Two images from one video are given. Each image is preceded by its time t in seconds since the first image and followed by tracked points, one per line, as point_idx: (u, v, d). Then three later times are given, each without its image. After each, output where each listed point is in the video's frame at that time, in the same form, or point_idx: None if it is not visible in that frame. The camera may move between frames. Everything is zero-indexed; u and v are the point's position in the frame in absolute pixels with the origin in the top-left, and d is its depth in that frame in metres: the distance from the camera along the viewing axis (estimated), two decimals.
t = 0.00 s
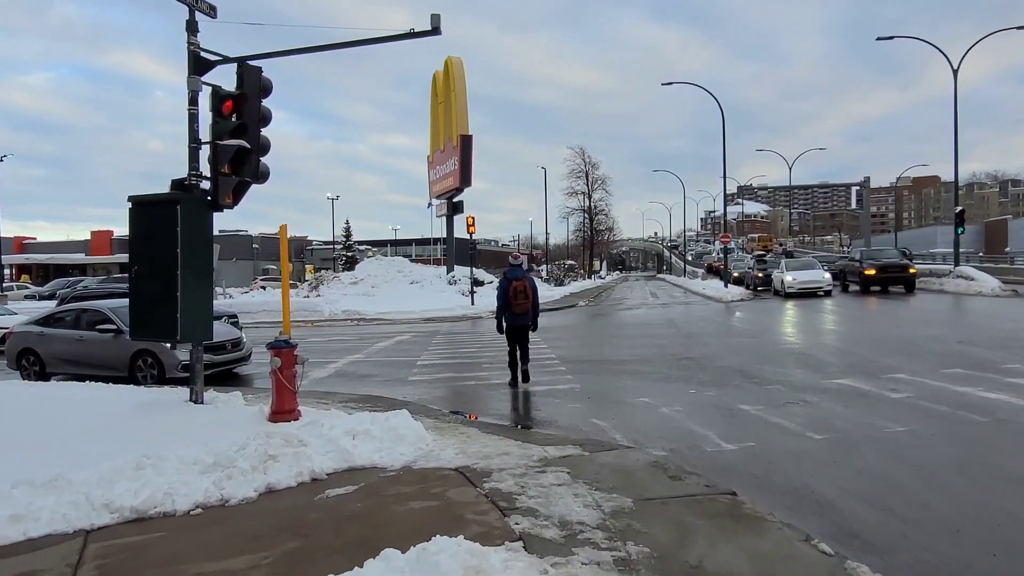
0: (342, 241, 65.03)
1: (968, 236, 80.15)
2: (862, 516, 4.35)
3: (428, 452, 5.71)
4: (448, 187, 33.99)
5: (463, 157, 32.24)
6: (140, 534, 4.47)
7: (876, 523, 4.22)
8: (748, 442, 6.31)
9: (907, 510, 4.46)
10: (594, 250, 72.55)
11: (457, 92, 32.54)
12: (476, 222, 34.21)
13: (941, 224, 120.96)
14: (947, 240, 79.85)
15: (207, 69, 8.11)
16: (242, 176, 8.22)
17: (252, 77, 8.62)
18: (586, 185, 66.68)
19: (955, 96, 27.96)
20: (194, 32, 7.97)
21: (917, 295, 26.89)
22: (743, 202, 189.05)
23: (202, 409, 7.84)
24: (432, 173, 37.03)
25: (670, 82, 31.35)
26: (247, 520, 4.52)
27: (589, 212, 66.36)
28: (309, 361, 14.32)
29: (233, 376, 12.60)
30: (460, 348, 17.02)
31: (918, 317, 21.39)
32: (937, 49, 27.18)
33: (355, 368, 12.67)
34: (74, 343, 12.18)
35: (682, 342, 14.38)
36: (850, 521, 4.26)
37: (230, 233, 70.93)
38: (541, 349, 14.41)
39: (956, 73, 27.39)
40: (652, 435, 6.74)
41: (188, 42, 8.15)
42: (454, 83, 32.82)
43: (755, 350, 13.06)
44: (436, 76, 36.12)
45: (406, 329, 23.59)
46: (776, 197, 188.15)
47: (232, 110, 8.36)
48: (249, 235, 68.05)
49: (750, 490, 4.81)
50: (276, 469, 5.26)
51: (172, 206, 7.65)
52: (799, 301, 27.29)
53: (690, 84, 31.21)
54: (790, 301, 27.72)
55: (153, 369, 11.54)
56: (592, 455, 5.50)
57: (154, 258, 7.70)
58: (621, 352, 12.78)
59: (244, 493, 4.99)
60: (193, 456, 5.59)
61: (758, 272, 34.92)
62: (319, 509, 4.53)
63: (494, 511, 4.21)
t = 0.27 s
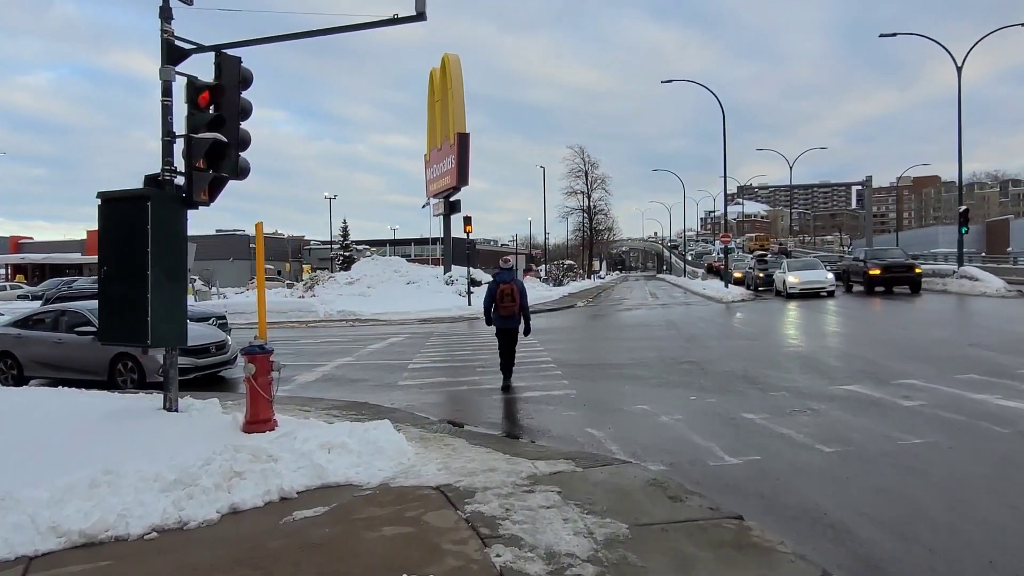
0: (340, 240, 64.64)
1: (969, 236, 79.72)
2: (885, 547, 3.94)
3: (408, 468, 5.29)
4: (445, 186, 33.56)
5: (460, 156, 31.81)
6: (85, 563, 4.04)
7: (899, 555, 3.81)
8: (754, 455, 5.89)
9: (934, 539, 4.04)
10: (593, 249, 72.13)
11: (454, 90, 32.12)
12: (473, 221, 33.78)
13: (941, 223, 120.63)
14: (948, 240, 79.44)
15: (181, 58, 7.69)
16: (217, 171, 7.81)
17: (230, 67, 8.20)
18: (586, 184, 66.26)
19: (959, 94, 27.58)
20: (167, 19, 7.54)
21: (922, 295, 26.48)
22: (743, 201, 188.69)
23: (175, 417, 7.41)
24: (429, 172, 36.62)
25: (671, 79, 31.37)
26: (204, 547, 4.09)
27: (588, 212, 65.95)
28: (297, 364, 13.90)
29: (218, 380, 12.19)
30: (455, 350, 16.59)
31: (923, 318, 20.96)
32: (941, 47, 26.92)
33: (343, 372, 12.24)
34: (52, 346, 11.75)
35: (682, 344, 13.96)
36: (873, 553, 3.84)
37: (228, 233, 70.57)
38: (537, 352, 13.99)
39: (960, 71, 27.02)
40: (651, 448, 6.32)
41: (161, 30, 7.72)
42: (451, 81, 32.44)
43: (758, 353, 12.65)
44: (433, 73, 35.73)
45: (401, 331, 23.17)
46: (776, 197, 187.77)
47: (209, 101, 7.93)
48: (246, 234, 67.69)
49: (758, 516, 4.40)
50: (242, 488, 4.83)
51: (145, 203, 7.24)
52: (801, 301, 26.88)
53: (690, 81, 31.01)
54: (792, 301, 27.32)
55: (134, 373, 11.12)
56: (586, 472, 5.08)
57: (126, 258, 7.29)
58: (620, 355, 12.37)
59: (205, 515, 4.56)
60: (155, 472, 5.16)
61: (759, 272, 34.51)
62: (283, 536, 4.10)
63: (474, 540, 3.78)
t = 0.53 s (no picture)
0: (338, 242, 64.30)
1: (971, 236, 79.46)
2: None
3: (394, 484, 4.89)
4: (443, 187, 33.23)
5: (458, 157, 31.49)
6: None
7: None
8: (766, 470, 5.49)
9: (969, 566, 3.67)
10: (593, 252, 71.77)
11: (452, 89, 31.78)
12: (471, 222, 33.42)
13: (942, 225, 120.25)
14: (949, 240, 79.31)
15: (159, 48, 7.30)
16: (198, 166, 7.47)
17: (212, 58, 7.82)
18: (586, 186, 65.91)
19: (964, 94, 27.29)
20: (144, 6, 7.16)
21: (930, 297, 26.08)
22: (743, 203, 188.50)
23: (152, 426, 7.00)
24: (428, 172, 36.26)
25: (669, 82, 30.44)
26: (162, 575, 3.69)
27: (588, 213, 65.63)
28: (288, 368, 13.48)
29: (205, 386, 11.80)
30: (452, 353, 16.17)
31: (930, 320, 20.56)
32: (948, 44, 26.74)
33: (335, 376, 11.83)
34: (33, 350, 11.37)
35: (685, 348, 13.54)
36: None
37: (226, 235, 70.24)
38: (536, 356, 13.58)
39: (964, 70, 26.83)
40: (656, 460, 5.93)
41: (138, 18, 7.34)
42: (450, 80, 32.10)
43: (764, 357, 12.25)
44: (432, 73, 35.37)
45: (398, 334, 22.78)
46: (776, 199, 187.58)
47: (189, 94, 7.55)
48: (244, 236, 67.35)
49: (774, 541, 4.02)
50: (210, 507, 4.43)
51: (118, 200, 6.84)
52: (804, 304, 26.48)
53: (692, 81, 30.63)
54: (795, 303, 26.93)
55: (117, 379, 10.75)
56: (585, 489, 4.68)
57: (97, 258, 6.91)
58: (621, 359, 11.99)
59: (167, 538, 4.16)
60: (118, 487, 4.76)
61: (762, 274, 34.12)
62: (251, 563, 3.71)
63: (460, 571, 3.39)
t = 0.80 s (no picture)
0: (336, 246, 63.94)
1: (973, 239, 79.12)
2: None
3: (374, 512, 4.47)
4: (441, 191, 32.87)
5: (456, 161, 31.14)
6: None
7: None
8: (780, 494, 5.08)
9: None
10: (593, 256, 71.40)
11: (450, 92, 31.45)
12: (469, 227, 33.02)
13: (943, 229, 119.99)
14: (950, 244, 79.02)
15: (134, 44, 6.94)
16: (175, 167, 7.14)
17: (191, 55, 7.45)
18: (586, 190, 65.59)
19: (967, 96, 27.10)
20: None
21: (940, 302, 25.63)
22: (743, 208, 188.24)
23: (123, 443, 6.58)
24: (426, 176, 35.87)
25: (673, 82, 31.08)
26: None
27: (588, 218, 65.28)
28: (278, 377, 13.05)
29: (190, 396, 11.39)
30: (448, 361, 15.74)
31: (936, 327, 20.18)
32: (949, 45, 27.74)
33: (324, 386, 11.40)
34: (11, 359, 10.95)
35: (688, 356, 13.13)
36: None
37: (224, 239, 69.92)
38: (534, 365, 13.17)
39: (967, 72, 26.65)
40: (660, 482, 5.52)
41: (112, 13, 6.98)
42: (448, 83, 31.77)
43: (770, 366, 11.82)
44: (430, 76, 35.03)
45: (394, 340, 22.36)
46: (777, 203, 187.31)
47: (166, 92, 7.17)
48: (242, 240, 66.99)
49: None
50: (169, 541, 4.01)
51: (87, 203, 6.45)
52: (807, 309, 26.10)
53: (694, 84, 30.37)
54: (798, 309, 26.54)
55: (97, 390, 10.33)
56: (584, 520, 4.26)
57: (67, 266, 6.52)
58: (622, 369, 11.59)
59: None
60: (71, 517, 4.34)
61: (763, 280, 33.75)
62: None
63: None
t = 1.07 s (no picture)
0: (335, 250, 63.57)
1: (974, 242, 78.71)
2: None
3: (343, 539, 4.04)
4: (438, 194, 32.49)
5: (454, 163, 30.77)
6: None
7: None
8: (792, 516, 4.66)
9: None
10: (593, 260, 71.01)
11: (448, 94, 31.08)
12: (467, 230, 32.63)
13: (944, 232, 119.63)
14: (952, 248, 78.66)
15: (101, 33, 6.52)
16: (147, 165, 6.73)
17: (164, 43, 7.00)
18: (585, 193, 65.25)
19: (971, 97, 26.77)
20: None
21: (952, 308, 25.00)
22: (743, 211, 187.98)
23: (87, 457, 6.16)
24: (423, 179, 35.47)
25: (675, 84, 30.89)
26: None
27: (588, 221, 64.93)
28: (265, 384, 12.62)
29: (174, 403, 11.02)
30: (442, 367, 15.34)
31: (942, 331, 19.76)
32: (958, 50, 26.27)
33: (311, 393, 10.98)
34: None
35: (689, 363, 12.70)
36: None
37: (221, 242, 69.59)
38: (531, 372, 12.72)
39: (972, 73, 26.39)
40: (659, 502, 5.10)
41: None
42: (445, 85, 31.35)
43: (773, 373, 11.41)
44: (427, 78, 34.62)
45: (388, 345, 21.95)
46: (777, 206, 187.04)
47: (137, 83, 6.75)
48: (239, 244, 66.66)
49: None
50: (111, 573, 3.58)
51: (48, 200, 6.06)
52: (810, 314, 25.67)
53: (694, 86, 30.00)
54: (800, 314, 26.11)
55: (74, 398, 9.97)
56: (576, 550, 3.83)
57: (28, 267, 6.13)
58: (621, 376, 11.16)
59: None
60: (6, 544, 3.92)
61: (765, 283, 33.32)
62: None
63: None
